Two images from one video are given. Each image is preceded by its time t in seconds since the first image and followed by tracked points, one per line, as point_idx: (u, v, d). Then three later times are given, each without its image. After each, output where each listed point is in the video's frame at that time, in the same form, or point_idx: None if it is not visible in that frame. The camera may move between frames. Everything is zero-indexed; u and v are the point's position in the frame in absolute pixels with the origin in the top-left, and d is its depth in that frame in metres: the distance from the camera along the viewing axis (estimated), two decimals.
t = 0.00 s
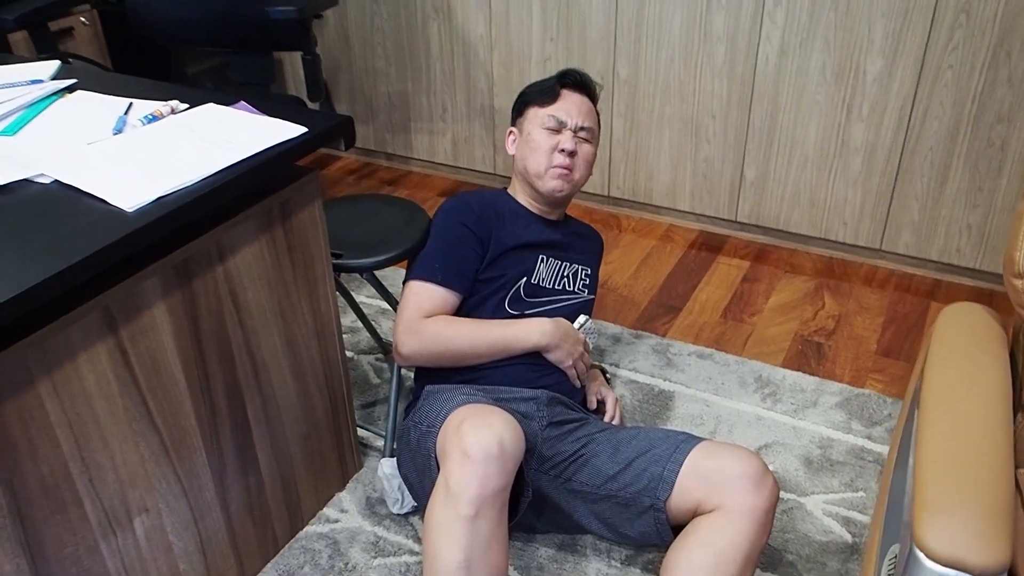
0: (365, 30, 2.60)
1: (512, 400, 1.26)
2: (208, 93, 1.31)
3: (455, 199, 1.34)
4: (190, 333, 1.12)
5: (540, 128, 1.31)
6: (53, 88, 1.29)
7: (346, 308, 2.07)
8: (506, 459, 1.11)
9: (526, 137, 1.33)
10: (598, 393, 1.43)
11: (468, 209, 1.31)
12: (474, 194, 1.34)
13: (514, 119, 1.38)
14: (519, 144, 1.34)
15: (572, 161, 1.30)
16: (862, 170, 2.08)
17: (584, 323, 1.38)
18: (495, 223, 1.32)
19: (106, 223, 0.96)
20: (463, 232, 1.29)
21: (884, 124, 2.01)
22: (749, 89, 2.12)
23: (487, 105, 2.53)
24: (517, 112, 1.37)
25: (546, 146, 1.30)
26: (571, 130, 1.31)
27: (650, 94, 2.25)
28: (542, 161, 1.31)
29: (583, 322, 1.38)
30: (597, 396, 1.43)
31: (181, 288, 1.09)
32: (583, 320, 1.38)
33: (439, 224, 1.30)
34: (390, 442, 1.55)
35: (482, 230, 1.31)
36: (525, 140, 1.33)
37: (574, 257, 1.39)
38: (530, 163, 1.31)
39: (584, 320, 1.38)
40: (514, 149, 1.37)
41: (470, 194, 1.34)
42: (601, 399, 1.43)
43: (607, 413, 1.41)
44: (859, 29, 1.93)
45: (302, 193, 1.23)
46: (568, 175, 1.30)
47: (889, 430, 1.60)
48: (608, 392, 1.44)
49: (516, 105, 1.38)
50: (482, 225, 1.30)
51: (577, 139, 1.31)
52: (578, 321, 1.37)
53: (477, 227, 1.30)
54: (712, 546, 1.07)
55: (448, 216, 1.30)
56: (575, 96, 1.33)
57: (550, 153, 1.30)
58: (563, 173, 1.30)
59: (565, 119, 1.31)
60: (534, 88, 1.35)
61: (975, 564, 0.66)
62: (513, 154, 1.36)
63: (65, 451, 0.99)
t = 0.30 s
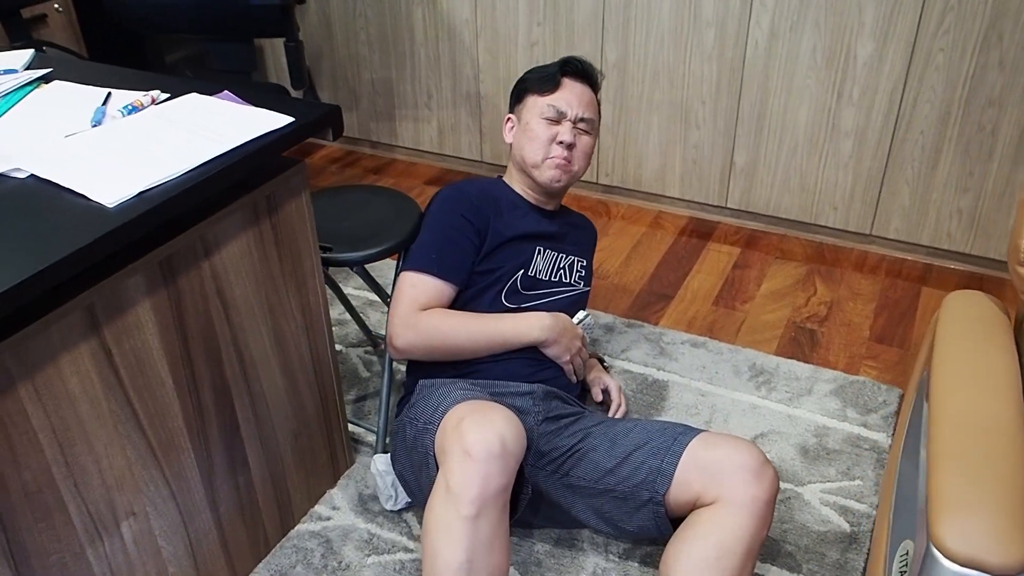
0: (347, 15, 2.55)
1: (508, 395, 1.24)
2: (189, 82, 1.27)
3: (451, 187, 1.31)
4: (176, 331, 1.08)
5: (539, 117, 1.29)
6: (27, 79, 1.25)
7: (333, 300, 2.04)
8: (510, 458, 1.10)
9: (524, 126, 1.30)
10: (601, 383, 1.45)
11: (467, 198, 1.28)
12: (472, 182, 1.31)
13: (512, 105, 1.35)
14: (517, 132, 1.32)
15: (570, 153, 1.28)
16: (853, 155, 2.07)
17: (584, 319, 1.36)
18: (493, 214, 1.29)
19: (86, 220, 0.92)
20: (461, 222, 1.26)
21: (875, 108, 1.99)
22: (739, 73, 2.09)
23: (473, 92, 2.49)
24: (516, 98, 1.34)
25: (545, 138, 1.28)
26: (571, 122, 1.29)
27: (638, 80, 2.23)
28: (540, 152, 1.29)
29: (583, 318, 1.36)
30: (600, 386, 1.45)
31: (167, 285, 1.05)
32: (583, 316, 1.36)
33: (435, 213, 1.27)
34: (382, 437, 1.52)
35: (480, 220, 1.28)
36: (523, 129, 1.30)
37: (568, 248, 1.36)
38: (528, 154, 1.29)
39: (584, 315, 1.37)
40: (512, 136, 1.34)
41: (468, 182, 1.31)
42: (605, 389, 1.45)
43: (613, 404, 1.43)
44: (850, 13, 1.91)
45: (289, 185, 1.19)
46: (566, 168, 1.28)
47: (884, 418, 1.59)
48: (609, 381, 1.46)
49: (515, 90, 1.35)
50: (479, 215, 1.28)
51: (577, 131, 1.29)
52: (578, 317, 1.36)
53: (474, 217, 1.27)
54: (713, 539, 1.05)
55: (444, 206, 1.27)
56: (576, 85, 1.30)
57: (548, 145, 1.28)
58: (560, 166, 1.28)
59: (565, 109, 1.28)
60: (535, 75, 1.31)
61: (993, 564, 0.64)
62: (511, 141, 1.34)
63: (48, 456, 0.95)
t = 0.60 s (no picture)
0: (335, 5, 2.51)
1: (510, 393, 1.23)
2: (177, 74, 1.25)
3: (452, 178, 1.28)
4: (167, 329, 1.06)
5: (545, 112, 1.26)
6: (9, 71, 1.22)
7: (324, 295, 2.02)
8: (517, 455, 1.09)
9: (528, 119, 1.28)
10: (613, 374, 1.52)
11: (469, 192, 1.26)
12: (475, 176, 1.29)
13: (514, 94, 1.32)
14: (520, 125, 1.29)
15: (574, 151, 1.27)
16: (847, 145, 2.06)
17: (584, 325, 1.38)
18: (494, 208, 1.27)
19: (73, 216, 0.90)
20: (462, 218, 1.24)
21: (868, 98, 1.98)
22: (732, 63, 2.08)
23: (463, 83, 2.47)
24: (519, 88, 1.31)
25: (550, 134, 1.26)
26: (576, 119, 1.27)
27: (630, 70, 2.21)
28: (543, 147, 1.27)
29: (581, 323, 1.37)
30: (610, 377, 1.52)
31: (157, 282, 1.03)
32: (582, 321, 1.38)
33: (435, 206, 1.25)
34: (376, 433, 1.51)
35: (481, 215, 1.26)
36: (527, 123, 1.28)
37: (564, 242, 1.35)
38: (531, 149, 1.27)
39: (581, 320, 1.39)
40: (513, 126, 1.32)
41: (470, 175, 1.29)
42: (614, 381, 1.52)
43: (624, 399, 1.50)
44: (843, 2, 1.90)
45: (281, 179, 1.17)
46: (568, 166, 1.27)
47: (880, 409, 1.59)
48: (620, 375, 1.53)
49: (517, 80, 1.32)
50: (481, 210, 1.26)
51: (582, 128, 1.27)
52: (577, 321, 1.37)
53: (475, 212, 1.25)
54: (717, 540, 1.07)
55: (443, 199, 1.25)
56: (582, 79, 1.28)
57: (553, 141, 1.26)
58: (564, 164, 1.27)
59: (572, 106, 1.26)
60: (541, 66, 1.28)
61: (1006, 564, 0.63)
62: (513, 132, 1.31)
63: (37, 458, 0.93)
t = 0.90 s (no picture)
0: None
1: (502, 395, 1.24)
2: (161, 67, 1.22)
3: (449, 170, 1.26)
4: (153, 327, 1.05)
5: (546, 110, 1.25)
6: None
7: (313, 290, 2.00)
8: (511, 464, 1.08)
9: (529, 116, 1.26)
10: (632, 361, 1.58)
11: (466, 189, 1.24)
12: (472, 171, 1.27)
13: (513, 88, 1.30)
14: (520, 120, 1.27)
15: (574, 150, 1.26)
16: (837, 137, 2.05)
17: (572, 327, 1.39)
18: (489, 204, 1.26)
19: (55, 212, 0.88)
20: (459, 215, 1.23)
21: (859, 89, 1.98)
22: (722, 54, 2.07)
23: (452, 76, 2.44)
24: (517, 82, 1.29)
25: (551, 133, 1.24)
26: (578, 117, 1.26)
27: (620, 62, 2.19)
28: (543, 146, 1.25)
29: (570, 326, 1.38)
30: (629, 364, 1.58)
31: (143, 279, 1.01)
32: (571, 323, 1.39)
33: (430, 199, 1.23)
34: (366, 429, 1.49)
35: (478, 212, 1.25)
36: (527, 120, 1.26)
37: (556, 237, 1.34)
38: (531, 147, 1.25)
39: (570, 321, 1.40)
40: (511, 120, 1.30)
41: (468, 170, 1.27)
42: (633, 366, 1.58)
43: (644, 381, 1.57)
44: None
45: (268, 174, 1.15)
46: (568, 165, 1.27)
47: (872, 402, 1.59)
48: (637, 358, 1.59)
49: (516, 73, 1.29)
50: (477, 207, 1.24)
51: (583, 127, 1.26)
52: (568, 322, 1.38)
53: (472, 208, 1.24)
54: (715, 537, 1.08)
55: (438, 193, 1.23)
56: (584, 76, 1.26)
57: (554, 140, 1.25)
58: (564, 163, 1.26)
59: (573, 104, 1.25)
60: (541, 61, 1.26)
61: (1006, 561, 0.63)
62: (511, 127, 1.29)
63: (20, 460, 0.91)
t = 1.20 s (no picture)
0: None
1: (499, 395, 1.23)
2: (147, 60, 1.20)
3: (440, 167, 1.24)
4: (142, 326, 1.03)
5: (538, 107, 1.23)
6: None
7: (303, 285, 1.98)
8: (495, 500, 1.06)
9: (520, 113, 1.24)
10: (626, 356, 1.57)
11: (458, 186, 1.22)
12: (463, 167, 1.25)
13: (499, 82, 1.27)
14: (510, 118, 1.25)
15: (567, 145, 1.26)
16: (829, 128, 2.05)
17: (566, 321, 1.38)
18: (482, 199, 1.25)
19: (39, 209, 0.86)
20: (451, 212, 1.21)
21: (851, 80, 1.97)
22: (713, 46, 2.06)
23: (442, 68, 2.43)
24: (504, 76, 1.26)
25: (545, 130, 1.23)
26: (570, 112, 1.24)
27: (611, 54, 2.18)
28: (537, 143, 1.24)
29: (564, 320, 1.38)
30: (623, 359, 1.57)
31: (130, 277, 0.99)
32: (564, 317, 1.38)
33: (422, 196, 1.21)
34: (358, 426, 1.49)
35: (469, 208, 1.23)
36: (519, 117, 1.24)
37: (548, 231, 1.33)
38: (525, 145, 1.24)
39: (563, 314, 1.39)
40: (500, 116, 1.27)
41: (459, 166, 1.25)
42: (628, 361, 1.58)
43: (639, 376, 1.57)
44: None
45: (256, 169, 1.13)
46: (562, 160, 1.26)
47: (865, 394, 1.58)
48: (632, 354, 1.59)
49: (502, 66, 1.27)
50: (468, 203, 1.23)
51: (575, 121, 1.25)
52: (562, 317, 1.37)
53: (462, 203, 1.22)
54: (715, 536, 1.10)
55: (429, 188, 1.21)
56: (573, 69, 1.25)
57: (548, 137, 1.24)
58: (558, 160, 1.25)
59: (565, 99, 1.23)
60: (529, 55, 1.24)
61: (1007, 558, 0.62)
62: (501, 124, 1.27)
63: (6, 461, 0.90)
